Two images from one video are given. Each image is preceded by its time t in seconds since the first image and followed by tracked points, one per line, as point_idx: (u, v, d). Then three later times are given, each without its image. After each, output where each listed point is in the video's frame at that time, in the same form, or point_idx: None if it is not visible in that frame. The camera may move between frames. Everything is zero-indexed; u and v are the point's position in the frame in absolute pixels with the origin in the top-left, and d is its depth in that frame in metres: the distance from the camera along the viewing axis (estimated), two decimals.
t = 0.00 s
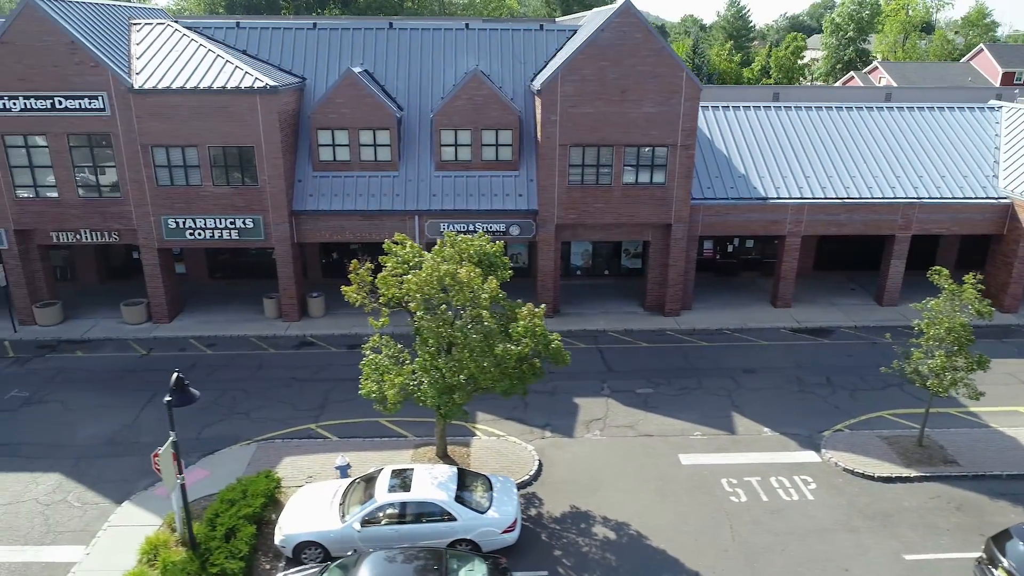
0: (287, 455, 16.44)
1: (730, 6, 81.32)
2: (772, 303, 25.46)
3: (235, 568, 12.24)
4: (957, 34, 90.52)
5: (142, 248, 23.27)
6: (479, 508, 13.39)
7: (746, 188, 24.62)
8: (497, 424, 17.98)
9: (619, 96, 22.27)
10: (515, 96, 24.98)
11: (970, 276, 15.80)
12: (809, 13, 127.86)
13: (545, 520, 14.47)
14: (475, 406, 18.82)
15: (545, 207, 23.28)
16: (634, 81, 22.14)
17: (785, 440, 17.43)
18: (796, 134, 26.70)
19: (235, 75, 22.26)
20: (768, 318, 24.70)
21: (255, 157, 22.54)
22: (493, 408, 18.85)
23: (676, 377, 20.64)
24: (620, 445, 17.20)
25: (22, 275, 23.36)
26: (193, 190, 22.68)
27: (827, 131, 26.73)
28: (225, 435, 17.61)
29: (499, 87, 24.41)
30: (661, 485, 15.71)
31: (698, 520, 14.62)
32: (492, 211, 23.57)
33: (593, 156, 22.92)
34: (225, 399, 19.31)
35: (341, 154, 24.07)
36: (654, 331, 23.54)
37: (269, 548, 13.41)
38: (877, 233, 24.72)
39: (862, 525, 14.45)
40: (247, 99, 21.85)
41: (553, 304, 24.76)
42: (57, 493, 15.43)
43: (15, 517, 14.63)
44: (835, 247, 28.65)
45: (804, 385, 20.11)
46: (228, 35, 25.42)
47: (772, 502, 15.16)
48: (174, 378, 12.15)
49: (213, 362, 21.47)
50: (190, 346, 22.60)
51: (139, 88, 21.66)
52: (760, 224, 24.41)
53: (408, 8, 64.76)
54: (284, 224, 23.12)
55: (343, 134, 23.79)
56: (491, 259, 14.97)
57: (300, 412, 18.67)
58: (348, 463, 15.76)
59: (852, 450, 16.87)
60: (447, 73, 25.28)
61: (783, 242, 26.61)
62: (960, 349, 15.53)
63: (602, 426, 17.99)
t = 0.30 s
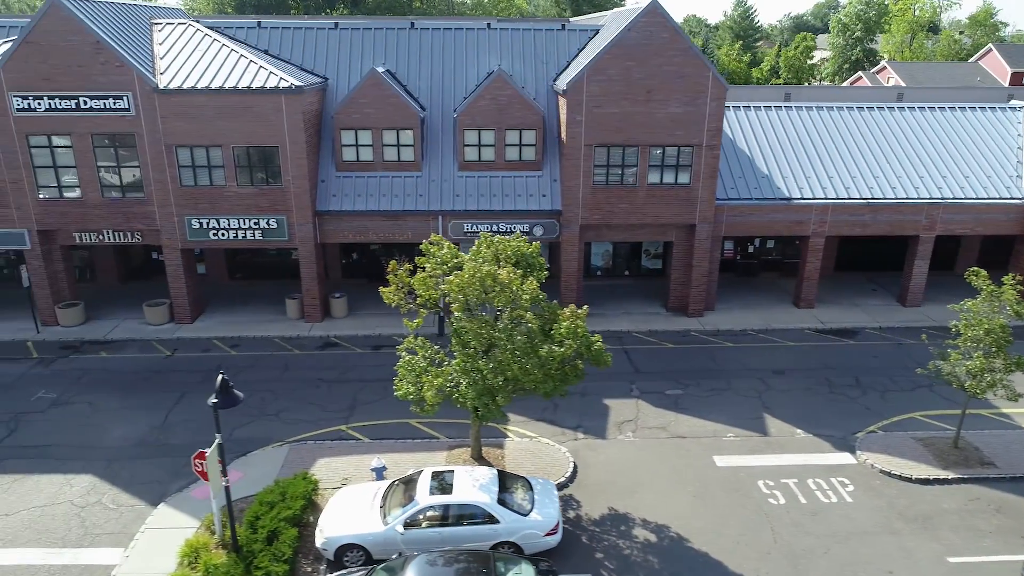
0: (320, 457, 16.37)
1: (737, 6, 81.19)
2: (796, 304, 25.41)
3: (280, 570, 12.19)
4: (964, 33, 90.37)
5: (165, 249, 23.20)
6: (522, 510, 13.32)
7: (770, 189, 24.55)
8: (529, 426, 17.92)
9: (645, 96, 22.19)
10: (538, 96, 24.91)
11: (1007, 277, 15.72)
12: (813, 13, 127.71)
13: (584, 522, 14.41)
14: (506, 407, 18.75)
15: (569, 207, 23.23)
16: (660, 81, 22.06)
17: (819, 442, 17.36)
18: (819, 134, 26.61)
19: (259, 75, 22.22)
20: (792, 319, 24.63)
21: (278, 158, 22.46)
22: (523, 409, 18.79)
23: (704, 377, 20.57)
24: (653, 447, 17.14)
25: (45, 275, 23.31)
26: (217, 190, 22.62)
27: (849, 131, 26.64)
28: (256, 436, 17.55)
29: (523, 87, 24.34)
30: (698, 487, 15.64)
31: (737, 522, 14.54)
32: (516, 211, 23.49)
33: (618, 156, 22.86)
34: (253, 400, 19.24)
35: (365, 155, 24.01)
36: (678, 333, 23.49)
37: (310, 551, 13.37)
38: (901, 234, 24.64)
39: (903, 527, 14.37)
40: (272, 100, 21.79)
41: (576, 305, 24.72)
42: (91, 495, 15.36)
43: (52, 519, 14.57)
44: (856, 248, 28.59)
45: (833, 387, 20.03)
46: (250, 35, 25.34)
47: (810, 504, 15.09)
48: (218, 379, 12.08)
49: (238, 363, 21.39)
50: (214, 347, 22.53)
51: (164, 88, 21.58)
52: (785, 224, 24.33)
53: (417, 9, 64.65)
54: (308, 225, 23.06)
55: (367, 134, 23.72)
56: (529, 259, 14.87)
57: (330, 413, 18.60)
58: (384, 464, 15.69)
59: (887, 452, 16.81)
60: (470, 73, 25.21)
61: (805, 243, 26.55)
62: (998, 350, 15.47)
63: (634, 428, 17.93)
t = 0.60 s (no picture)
0: (353, 458, 16.30)
1: (744, 6, 81.10)
2: (818, 304, 25.35)
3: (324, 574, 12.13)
4: (971, 33, 90.24)
5: (188, 249, 23.12)
6: (563, 512, 13.24)
7: (793, 189, 24.47)
8: (560, 427, 17.84)
9: (670, 96, 22.12)
10: (560, 96, 24.84)
11: None
12: (817, 12, 127.69)
13: (623, 524, 14.34)
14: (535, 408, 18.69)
15: (593, 207, 23.17)
16: (685, 81, 21.99)
17: (852, 444, 17.27)
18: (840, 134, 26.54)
19: (283, 75, 22.16)
20: (815, 320, 24.54)
21: (302, 158, 22.38)
22: (552, 410, 18.71)
23: (731, 378, 20.49)
24: (686, 448, 17.06)
25: (67, 276, 23.24)
26: (240, 190, 22.53)
27: (870, 131, 26.57)
28: (286, 438, 17.47)
29: (545, 87, 24.28)
30: (734, 489, 15.55)
31: (776, 523, 14.46)
32: (539, 212, 23.42)
33: (642, 157, 22.79)
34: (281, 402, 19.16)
35: (388, 155, 23.94)
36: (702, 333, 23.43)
37: (349, 553, 13.30)
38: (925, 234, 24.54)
39: (944, 529, 14.27)
40: (296, 100, 21.72)
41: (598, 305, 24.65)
42: (125, 496, 15.28)
43: (87, 521, 14.50)
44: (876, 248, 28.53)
45: (862, 388, 19.94)
46: (271, 35, 25.26)
47: (848, 506, 15.00)
48: (262, 381, 12.03)
49: (263, 364, 21.31)
50: (238, 347, 22.45)
51: (188, 88, 21.50)
52: (809, 224, 24.25)
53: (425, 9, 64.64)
54: (332, 225, 22.98)
55: (389, 134, 23.65)
56: (565, 260, 14.78)
57: (359, 414, 18.52)
58: (418, 466, 15.62)
59: (921, 454, 16.72)
60: (491, 73, 25.15)
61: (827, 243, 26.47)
62: None
63: (666, 429, 17.85)
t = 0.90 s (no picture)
0: (385, 459, 16.26)
1: (751, 6, 80.97)
2: (840, 305, 25.32)
3: None
4: (977, 33, 90.08)
5: (210, 250, 23.09)
6: (603, 514, 13.19)
7: (816, 189, 24.40)
8: (589, 428, 17.79)
9: (694, 96, 22.07)
10: (581, 96, 24.80)
11: None
12: (822, 12, 127.60)
13: (660, 526, 14.28)
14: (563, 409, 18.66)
15: (616, 207, 23.13)
16: (710, 82, 21.94)
17: (883, 445, 17.21)
18: (861, 134, 26.46)
19: (306, 75, 22.12)
20: (837, 320, 24.49)
21: (325, 158, 22.33)
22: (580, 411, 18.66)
23: (758, 379, 20.43)
24: (717, 449, 17.01)
25: (89, 276, 23.20)
26: (263, 191, 22.50)
27: (891, 131, 26.51)
28: (315, 438, 17.43)
29: (567, 87, 24.23)
30: (769, 490, 15.49)
31: (814, 525, 14.40)
32: (561, 212, 23.38)
33: (665, 157, 22.77)
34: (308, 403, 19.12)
35: (409, 155, 23.89)
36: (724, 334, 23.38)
37: (388, 555, 13.26)
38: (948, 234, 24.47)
39: (983, 531, 14.19)
40: (320, 99, 21.67)
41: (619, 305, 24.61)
42: (158, 498, 15.24)
43: (122, 523, 14.45)
44: (895, 249, 28.48)
45: (889, 388, 19.88)
46: (292, 35, 25.21)
47: (884, 508, 14.92)
48: (305, 383, 11.99)
49: (287, 364, 21.27)
50: (261, 348, 22.40)
51: (211, 88, 21.43)
52: (831, 224, 24.19)
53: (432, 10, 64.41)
54: (354, 226, 22.93)
55: (412, 134, 23.60)
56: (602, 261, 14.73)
57: (387, 415, 18.48)
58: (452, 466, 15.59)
59: (954, 455, 16.65)
60: (513, 73, 25.11)
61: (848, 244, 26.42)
62: None
63: (696, 430, 17.78)
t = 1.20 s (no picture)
0: (414, 459, 16.26)
1: (757, 6, 80.90)
2: (858, 305, 25.31)
3: None
4: (983, 32, 90.08)
5: (230, 250, 23.09)
6: (639, 514, 13.19)
7: (835, 189, 24.39)
8: (615, 428, 17.79)
9: (716, 96, 22.08)
10: (600, 96, 24.80)
11: None
12: (825, 12, 127.60)
13: (693, 526, 14.29)
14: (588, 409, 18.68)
15: (636, 207, 23.14)
16: (731, 82, 21.94)
17: (911, 445, 17.21)
18: (878, 134, 26.45)
19: (327, 75, 22.12)
20: (857, 320, 24.48)
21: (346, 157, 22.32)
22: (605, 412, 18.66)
23: (781, 379, 20.44)
24: (745, 449, 17.02)
25: (109, 276, 23.20)
26: (284, 191, 22.50)
27: (909, 131, 26.50)
28: (343, 438, 17.44)
29: (587, 87, 24.22)
30: (800, 490, 15.48)
31: (846, 525, 14.40)
32: (581, 212, 23.38)
33: (686, 158, 22.78)
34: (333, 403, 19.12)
35: (429, 155, 23.88)
36: (745, 334, 23.39)
37: (424, 555, 13.28)
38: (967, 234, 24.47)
39: (1017, 531, 14.18)
40: (342, 99, 21.67)
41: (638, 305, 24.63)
42: (189, 498, 15.24)
43: (155, 523, 14.45)
44: (912, 249, 28.49)
45: (913, 388, 19.88)
46: (311, 35, 25.22)
47: (916, 508, 14.92)
48: (345, 383, 12.01)
49: (309, 364, 21.27)
50: (282, 348, 22.41)
51: (233, 87, 21.42)
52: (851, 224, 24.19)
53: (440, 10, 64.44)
54: (375, 226, 22.94)
55: (432, 134, 23.60)
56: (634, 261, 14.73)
57: (413, 415, 18.49)
58: (482, 467, 15.59)
59: (983, 455, 16.64)
60: (532, 73, 25.11)
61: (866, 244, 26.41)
62: None
63: (723, 431, 17.78)
